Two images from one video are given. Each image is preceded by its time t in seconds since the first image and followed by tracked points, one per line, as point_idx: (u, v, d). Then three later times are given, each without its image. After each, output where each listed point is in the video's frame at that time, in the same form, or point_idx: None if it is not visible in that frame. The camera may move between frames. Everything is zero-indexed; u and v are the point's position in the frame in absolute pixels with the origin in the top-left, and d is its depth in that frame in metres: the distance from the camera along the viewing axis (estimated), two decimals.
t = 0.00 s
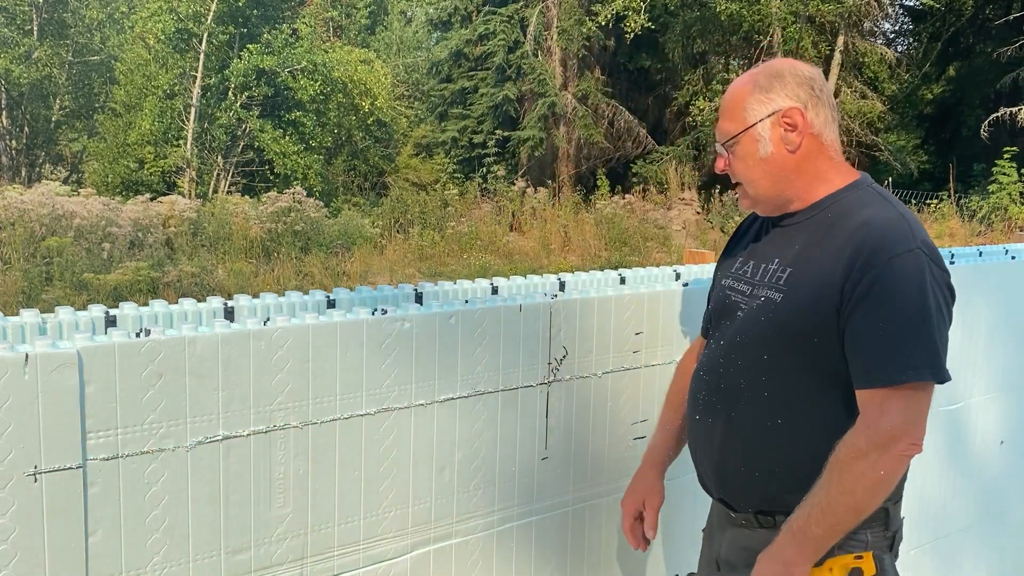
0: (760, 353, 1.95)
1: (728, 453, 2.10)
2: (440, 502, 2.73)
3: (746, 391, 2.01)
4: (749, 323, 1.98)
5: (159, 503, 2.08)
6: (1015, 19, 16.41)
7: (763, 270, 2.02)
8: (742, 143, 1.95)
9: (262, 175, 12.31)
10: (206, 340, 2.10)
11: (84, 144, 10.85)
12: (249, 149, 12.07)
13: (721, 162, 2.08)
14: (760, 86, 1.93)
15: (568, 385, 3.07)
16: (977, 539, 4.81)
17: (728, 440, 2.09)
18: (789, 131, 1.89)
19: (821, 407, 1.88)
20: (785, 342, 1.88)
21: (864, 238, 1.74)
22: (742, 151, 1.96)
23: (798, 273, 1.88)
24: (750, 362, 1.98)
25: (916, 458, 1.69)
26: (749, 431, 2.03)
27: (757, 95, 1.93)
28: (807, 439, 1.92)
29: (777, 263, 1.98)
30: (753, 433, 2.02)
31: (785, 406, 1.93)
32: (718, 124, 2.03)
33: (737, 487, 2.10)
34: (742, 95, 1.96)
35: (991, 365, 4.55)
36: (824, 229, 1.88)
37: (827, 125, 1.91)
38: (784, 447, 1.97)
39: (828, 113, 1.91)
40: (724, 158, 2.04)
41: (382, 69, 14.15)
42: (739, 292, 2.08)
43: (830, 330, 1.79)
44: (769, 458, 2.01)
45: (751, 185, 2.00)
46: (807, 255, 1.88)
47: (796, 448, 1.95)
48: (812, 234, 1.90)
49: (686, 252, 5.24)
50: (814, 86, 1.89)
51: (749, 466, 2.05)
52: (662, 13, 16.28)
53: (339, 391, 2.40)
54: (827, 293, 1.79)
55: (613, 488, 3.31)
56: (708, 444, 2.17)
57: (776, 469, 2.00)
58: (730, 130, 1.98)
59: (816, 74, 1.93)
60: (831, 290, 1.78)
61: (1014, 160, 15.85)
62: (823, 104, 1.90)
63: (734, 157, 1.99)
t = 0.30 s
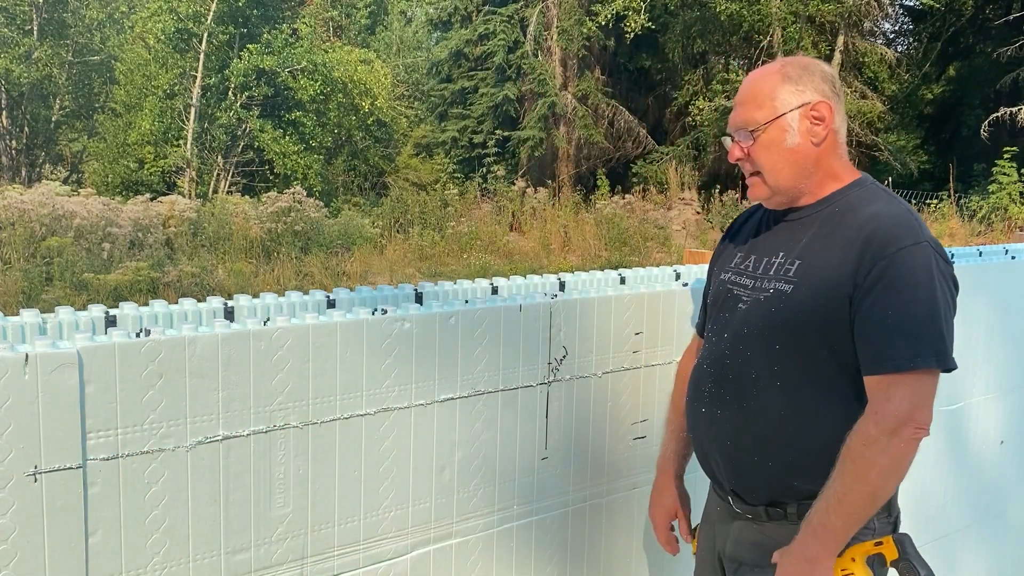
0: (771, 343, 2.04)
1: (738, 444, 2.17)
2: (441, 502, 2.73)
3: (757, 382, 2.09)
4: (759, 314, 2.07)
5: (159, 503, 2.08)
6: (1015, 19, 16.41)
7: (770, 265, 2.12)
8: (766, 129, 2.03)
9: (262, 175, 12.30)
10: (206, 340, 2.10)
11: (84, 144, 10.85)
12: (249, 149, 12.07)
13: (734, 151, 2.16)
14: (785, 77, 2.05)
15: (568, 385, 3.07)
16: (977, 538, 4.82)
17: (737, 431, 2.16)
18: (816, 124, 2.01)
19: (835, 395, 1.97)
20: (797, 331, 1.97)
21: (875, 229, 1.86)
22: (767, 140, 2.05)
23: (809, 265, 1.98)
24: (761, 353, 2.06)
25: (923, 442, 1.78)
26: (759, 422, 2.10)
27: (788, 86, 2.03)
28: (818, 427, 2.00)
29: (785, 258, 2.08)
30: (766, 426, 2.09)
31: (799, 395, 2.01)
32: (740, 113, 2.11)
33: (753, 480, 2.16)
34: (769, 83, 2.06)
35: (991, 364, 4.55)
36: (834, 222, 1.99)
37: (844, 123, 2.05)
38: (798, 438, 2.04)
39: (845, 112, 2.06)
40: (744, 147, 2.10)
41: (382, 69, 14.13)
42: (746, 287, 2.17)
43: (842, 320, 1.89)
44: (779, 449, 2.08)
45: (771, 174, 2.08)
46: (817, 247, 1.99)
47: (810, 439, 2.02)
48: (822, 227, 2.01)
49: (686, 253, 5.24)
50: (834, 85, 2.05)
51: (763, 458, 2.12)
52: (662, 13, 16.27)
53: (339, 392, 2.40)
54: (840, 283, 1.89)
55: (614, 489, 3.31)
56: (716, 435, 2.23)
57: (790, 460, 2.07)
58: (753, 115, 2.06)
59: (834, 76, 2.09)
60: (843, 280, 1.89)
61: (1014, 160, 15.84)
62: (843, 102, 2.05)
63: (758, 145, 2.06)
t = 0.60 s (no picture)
0: (779, 338, 2.04)
1: (743, 439, 2.17)
2: (441, 502, 2.73)
3: (763, 378, 2.09)
4: (767, 310, 2.08)
5: (159, 503, 2.08)
6: (1015, 19, 16.42)
7: (775, 262, 2.13)
8: (778, 128, 2.04)
9: (262, 175, 12.29)
10: (206, 340, 2.10)
11: (84, 144, 10.84)
12: (249, 149, 12.06)
13: (743, 151, 2.16)
14: (797, 77, 2.06)
15: (567, 386, 3.07)
16: (977, 537, 4.82)
17: (741, 427, 2.16)
18: (827, 124, 2.03)
19: (842, 391, 1.98)
20: (805, 326, 1.98)
21: (886, 227, 1.89)
22: (779, 139, 2.05)
23: (817, 262, 2.00)
24: (768, 349, 2.07)
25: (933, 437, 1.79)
26: (764, 418, 2.10)
27: (798, 86, 2.05)
28: (824, 423, 2.01)
29: (791, 255, 2.10)
30: (771, 421, 2.09)
31: (806, 392, 2.02)
32: (751, 112, 2.11)
33: (758, 475, 2.15)
34: (779, 83, 2.07)
35: (991, 364, 4.55)
36: (841, 221, 2.02)
37: (851, 123, 2.09)
38: (804, 433, 2.04)
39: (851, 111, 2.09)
40: (755, 147, 2.10)
41: (382, 69, 14.12)
42: (750, 283, 2.18)
43: (852, 317, 1.90)
44: (785, 443, 2.08)
45: (781, 174, 2.08)
46: (825, 244, 2.01)
47: (817, 435, 2.03)
48: (828, 225, 2.04)
49: (686, 252, 5.23)
50: (843, 86, 2.08)
51: (768, 453, 2.11)
52: (662, 13, 16.26)
53: (338, 392, 2.40)
54: (849, 279, 1.91)
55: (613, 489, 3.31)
56: (719, 431, 2.23)
57: (796, 455, 2.07)
58: (765, 115, 2.06)
59: (841, 77, 2.12)
60: (853, 277, 1.90)
61: (1014, 160, 15.84)
62: (850, 102, 2.08)
63: (769, 145, 2.07)
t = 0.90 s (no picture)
0: (781, 336, 2.04)
1: (743, 438, 2.17)
2: (441, 502, 2.73)
3: (764, 376, 2.09)
4: (768, 309, 2.08)
5: (159, 503, 2.08)
6: (1014, 19, 16.44)
7: (776, 261, 2.14)
8: (777, 127, 2.04)
9: (262, 175, 12.28)
10: (206, 340, 2.10)
11: (84, 144, 10.84)
12: (249, 149, 12.05)
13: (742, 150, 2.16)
14: (796, 76, 2.06)
15: (568, 385, 3.07)
16: (977, 538, 4.83)
17: (742, 426, 2.16)
18: (826, 125, 2.04)
19: (845, 388, 1.98)
20: (808, 325, 1.99)
21: (889, 226, 1.90)
22: (779, 139, 2.05)
23: (819, 260, 2.00)
24: (771, 346, 2.07)
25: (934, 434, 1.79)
26: (765, 416, 2.10)
27: (799, 86, 2.05)
28: (825, 419, 2.01)
29: (792, 254, 2.10)
30: (772, 418, 2.09)
31: (807, 390, 2.02)
32: (751, 111, 2.10)
33: (759, 473, 2.15)
34: (779, 82, 2.07)
35: (991, 364, 4.55)
36: (842, 220, 2.03)
37: (850, 125, 2.09)
38: (806, 429, 2.04)
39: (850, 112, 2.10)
40: (755, 146, 2.10)
41: (382, 69, 14.11)
42: (751, 282, 2.18)
43: (855, 314, 1.91)
44: (786, 441, 2.08)
45: (781, 173, 2.08)
46: (827, 243, 2.02)
47: (818, 432, 2.03)
48: (830, 224, 2.05)
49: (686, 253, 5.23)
50: (842, 87, 2.08)
51: (769, 450, 2.11)
52: (662, 13, 16.25)
53: (338, 392, 2.40)
54: (853, 277, 1.91)
55: (613, 488, 3.31)
56: (720, 429, 2.23)
57: (797, 453, 2.07)
58: (763, 114, 2.07)
59: (839, 78, 2.13)
60: (857, 274, 1.91)
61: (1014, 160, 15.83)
62: (849, 102, 2.08)
63: (770, 145, 2.07)
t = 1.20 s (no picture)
0: (782, 336, 2.04)
1: (744, 437, 2.16)
2: (441, 503, 2.73)
3: (765, 376, 2.09)
4: (770, 309, 2.08)
5: (159, 503, 2.08)
6: (1015, 19, 16.42)
7: (776, 261, 2.14)
8: (815, 115, 2.06)
9: (262, 174, 12.28)
10: (206, 340, 2.10)
11: (84, 144, 10.85)
12: (249, 149, 12.05)
13: (768, 140, 2.13)
14: (823, 72, 2.12)
15: (567, 385, 3.06)
16: (977, 539, 4.83)
17: (743, 426, 2.16)
18: (848, 121, 2.11)
19: (845, 388, 1.97)
20: (810, 325, 1.99)
21: (890, 228, 1.90)
22: (815, 127, 2.06)
23: (821, 261, 2.00)
24: (771, 346, 2.07)
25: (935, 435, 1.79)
26: (766, 416, 2.10)
27: (825, 82, 2.11)
28: (825, 419, 2.01)
29: (792, 254, 2.10)
30: (773, 418, 2.08)
31: (808, 390, 2.02)
32: (782, 100, 2.10)
33: (759, 473, 2.15)
34: (808, 75, 2.11)
35: (990, 365, 4.56)
36: (844, 221, 2.03)
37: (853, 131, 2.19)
38: (807, 431, 2.04)
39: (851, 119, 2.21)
40: (788, 134, 2.08)
41: (382, 69, 14.11)
42: (751, 282, 2.18)
43: (856, 315, 1.91)
44: (786, 442, 2.07)
45: (812, 164, 2.08)
46: (829, 244, 2.01)
47: (819, 433, 2.03)
48: (833, 225, 2.05)
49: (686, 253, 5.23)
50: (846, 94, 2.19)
51: (769, 449, 2.11)
52: (662, 13, 16.25)
53: (338, 391, 2.40)
54: (854, 279, 1.91)
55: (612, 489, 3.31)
56: (720, 429, 2.23)
57: (798, 454, 2.07)
58: (799, 102, 2.08)
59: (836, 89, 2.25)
60: (859, 275, 1.91)
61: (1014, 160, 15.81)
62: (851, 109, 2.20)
63: (805, 133, 2.07)
